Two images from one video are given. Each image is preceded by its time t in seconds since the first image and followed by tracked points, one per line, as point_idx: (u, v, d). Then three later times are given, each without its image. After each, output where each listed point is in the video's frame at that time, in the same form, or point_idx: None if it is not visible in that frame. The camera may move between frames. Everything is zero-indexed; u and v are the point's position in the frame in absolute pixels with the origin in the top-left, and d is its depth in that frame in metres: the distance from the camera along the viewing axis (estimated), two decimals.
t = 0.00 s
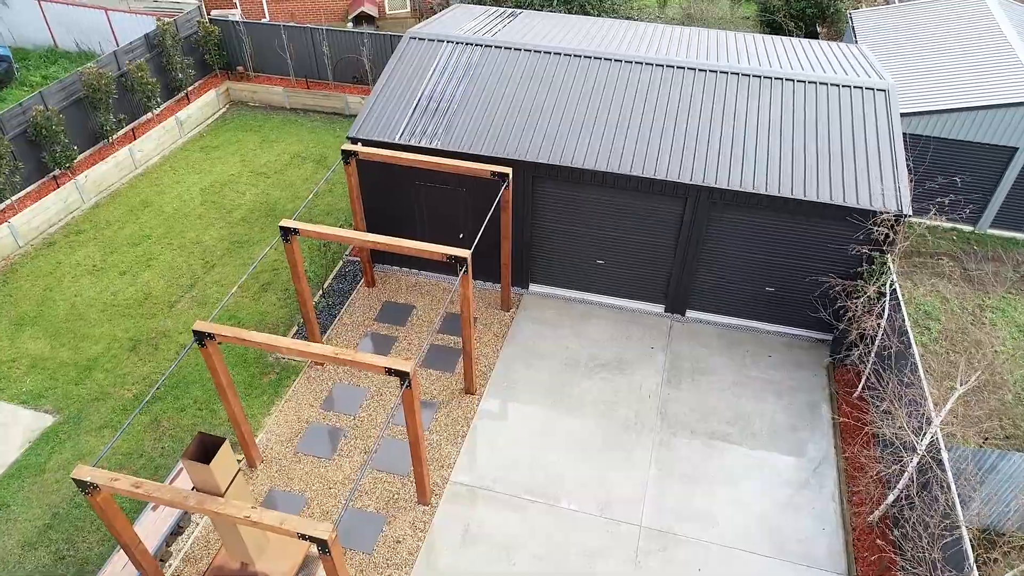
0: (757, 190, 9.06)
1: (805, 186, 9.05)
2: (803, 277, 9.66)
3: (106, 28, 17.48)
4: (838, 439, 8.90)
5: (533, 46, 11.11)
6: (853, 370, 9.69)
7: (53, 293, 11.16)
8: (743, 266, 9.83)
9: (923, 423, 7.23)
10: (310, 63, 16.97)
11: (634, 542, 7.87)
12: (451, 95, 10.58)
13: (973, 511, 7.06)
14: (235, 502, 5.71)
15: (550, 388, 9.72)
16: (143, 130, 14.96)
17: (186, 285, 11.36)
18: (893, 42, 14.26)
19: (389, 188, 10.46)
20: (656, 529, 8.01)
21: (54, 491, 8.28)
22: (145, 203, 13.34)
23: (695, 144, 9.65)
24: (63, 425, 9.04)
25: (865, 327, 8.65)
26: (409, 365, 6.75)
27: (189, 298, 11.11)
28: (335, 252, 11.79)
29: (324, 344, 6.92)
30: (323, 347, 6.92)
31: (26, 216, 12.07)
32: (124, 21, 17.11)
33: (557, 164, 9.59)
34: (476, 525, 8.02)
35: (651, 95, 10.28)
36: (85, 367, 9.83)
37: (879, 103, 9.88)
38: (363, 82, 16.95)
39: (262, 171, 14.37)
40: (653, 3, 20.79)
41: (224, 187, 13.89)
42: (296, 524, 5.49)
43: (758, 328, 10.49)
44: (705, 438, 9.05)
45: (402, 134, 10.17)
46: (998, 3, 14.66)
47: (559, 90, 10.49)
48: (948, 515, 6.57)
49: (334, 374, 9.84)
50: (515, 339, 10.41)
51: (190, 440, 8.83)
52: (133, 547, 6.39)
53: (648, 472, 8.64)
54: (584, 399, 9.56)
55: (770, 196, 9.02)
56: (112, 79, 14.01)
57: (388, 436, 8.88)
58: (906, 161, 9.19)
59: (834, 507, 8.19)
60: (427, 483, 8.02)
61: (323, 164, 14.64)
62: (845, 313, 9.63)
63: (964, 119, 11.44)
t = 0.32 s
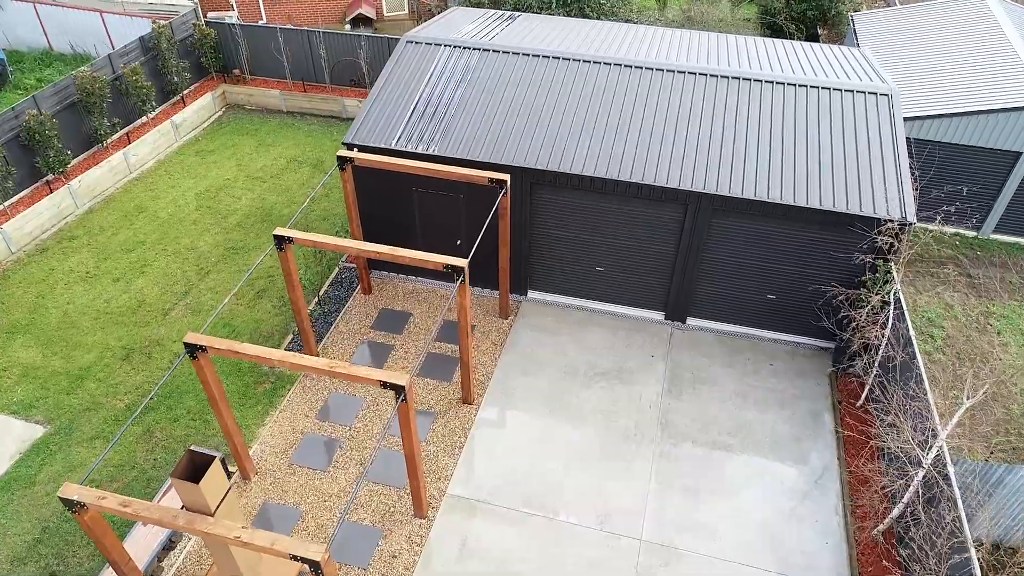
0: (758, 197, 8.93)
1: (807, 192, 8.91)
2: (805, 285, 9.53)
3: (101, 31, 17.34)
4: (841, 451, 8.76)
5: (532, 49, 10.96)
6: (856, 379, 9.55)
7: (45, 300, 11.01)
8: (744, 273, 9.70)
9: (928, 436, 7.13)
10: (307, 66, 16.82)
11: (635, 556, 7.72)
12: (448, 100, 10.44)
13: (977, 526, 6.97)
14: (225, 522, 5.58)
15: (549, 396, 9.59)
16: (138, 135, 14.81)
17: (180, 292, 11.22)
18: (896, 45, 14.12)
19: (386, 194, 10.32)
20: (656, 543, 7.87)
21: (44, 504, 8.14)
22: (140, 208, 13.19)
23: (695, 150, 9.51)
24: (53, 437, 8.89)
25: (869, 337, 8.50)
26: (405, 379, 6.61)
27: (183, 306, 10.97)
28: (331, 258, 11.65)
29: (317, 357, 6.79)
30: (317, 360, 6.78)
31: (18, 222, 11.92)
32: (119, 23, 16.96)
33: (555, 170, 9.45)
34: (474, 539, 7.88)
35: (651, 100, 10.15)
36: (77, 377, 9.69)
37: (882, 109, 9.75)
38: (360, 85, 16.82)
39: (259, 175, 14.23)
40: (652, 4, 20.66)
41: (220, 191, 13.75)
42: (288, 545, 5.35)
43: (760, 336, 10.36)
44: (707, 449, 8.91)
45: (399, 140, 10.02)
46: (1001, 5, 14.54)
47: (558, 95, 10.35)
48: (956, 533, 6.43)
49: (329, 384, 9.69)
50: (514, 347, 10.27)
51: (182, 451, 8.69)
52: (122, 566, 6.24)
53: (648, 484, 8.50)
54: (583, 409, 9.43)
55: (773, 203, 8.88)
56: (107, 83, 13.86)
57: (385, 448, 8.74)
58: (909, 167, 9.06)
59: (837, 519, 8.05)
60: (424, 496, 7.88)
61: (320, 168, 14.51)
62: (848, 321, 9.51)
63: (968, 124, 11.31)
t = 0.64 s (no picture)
0: (761, 206, 8.79)
1: (811, 201, 8.77)
2: (808, 294, 9.39)
3: (97, 34, 17.21)
4: (845, 463, 8.63)
5: (530, 55, 10.81)
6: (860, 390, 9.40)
7: (38, 309, 10.86)
8: (747, 282, 9.55)
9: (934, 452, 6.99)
10: (304, 70, 16.68)
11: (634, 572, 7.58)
12: (446, 106, 10.29)
13: (983, 543, 6.84)
14: (215, 546, 5.44)
15: (548, 408, 9.45)
16: (133, 140, 14.66)
17: (175, 301, 11.07)
18: (898, 49, 13.98)
19: (382, 202, 10.18)
20: (657, 559, 7.72)
21: (34, 520, 7.99)
22: (134, 214, 13.05)
23: (696, 158, 9.37)
24: (44, 450, 8.75)
25: (873, 349, 8.36)
26: (400, 395, 6.47)
27: (177, 314, 10.82)
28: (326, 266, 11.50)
29: (311, 373, 6.64)
30: (311, 376, 6.63)
31: (10, 229, 11.77)
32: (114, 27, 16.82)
33: (554, 178, 9.31)
34: (471, 554, 7.74)
35: (652, 106, 10.00)
36: (68, 388, 9.54)
37: (886, 115, 9.62)
38: (358, 89, 16.67)
39: (255, 181, 14.09)
40: (652, 7, 20.52)
41: (216, 197, 13.61)
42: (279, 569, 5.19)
43: (762, 345, 10.22)
44: (708, 461, 8.76)
45: (395, 147, 9.87)
46: (1004, 9, 14.43)
47: (557, 101, 10.20)
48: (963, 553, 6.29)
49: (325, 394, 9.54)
50: (512, 357, 10.13)
51: (175, 465, 8.54)
52: None
53: (648, 498, 8.36)
54: (582, 421, 9.28)
55: (776, 212, 8.74)
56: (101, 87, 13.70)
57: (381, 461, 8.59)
58: (914, 176, 8.93)
59: (840, 534, 7.91)
60: (420, 512, 7.72)
61: (317, 173, 14.37)
62: (851, 332, 9.37)
63: (974, 130, 11.17)
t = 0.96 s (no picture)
0: (764, 215, 8.64)
1: (815, 211, 8.62)
2: (811, 304, 9.24)
3: (93, 37, 17.06)
4: (849, 477, 8.48)
5: (529, 60, 10.66)
6: (864, 402, 9.25)
7: (29, 318, 10.72)
8: (749, 292, 9.41)
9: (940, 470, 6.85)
10: (301, 74, 16.53)
11: None
12: (443, 112, 10.14)
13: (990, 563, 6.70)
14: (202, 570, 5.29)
15: (547, 420, 9.29)
16: (128, 145, 14.51)
17: (169, 310, 10.92)
18: (901, 53, 13.84)
19: (379, 210, 10.04)
20: None
21: (22, 536, 7.83)
22: (129, 221, 12.91)
23: (697, 165, 9.23)
24: (34, 463, 8.59)
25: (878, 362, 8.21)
26: (395, 412, 6.32)
27: (171, 323, 10.67)
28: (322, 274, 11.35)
29: (304, 390, 6.48)
30: (303, 393, 6.48)
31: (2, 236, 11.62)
32: (110, 30, 16.69)
33: (554, 187, 9.16)
34: (468, 571, 7.59)
35: (653, 113, 9.86)
36: (60, 400, 9.39)
37: (890, 121, 9.48)
38: (355, 93, 16.53)
39: (251, 186, 13.95)
40: (652, 9, 20.37)
41: (212, 203, 13.47)
42: None
43: (764, 355, 10.07)
44: (710, 475, 8.62)
45: (392, 154, 9.72)
46: (1007, 12, 14.30)
47: (556, 107, 10.05)
48: None
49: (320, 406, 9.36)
50: (510, 368, 9.97)
51: (168, 479, 8.39)
52: None
53: (649, 513, 8.21)
54: (582, 433, 9.13)
55: (779, 221, 8.60)
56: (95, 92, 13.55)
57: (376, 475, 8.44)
58: (919, 184, 8.78)
59: (844, 551, 7.76)
60: (416, 528, 7.57)
61: (314, 178, 14.23)
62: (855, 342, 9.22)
63: (978, 136, 11.02)
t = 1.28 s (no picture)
0: (766, 226, 8.51)
1: (817, 221, 8.49)
2: (814, 315, 9.10)
3: (88, 41, 16.92)
4: (852, 492, 8.33)
5: (528, 66, 10.52)
6: (868, 415, 9.10)
7: (21, 328, 10.57)
8: (751, 303, 9.27)
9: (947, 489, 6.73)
10: (298, 78, 16.39)
11: None
12: (440, 120, 10.00)
13: None
14: None
15: (546, 433, 9.15)
16: (123, 150, 14.37)
17: (163, 319, 10.77)
18: (904, 57, 13.70)
19: (375, 219, 9.89)
20: None
21: (11, 554, 7.68)
22: (123, 228, 12.77)
23: (698, 174, 9.09)
24: (24, 478, 8.45)
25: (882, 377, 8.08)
26: (390, 432, 6.16)
27: (165, 333, 10.52)
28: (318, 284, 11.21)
29: (296, 408, 6.34)
30: (296, 412, 6.34)
31: None
32: (106, 34, 16.56)
33: (552, 196, 9.02)
34: None
35: (653, 120, 9.72)
36: (51, 413, 9.24)
37: (894, 129, 9.34)
38: (352, 98, 16.39)
39: (247, 193, 13.80)
40: (652, 13, 20.26)
41: (207, 210, 13.32)
42: None
43: (765, 366, 9.94)
44: (711, 491, 8.47)
45: (389, 163, 9.58)
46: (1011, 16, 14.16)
47: (555, 114, 9.91)
48: None
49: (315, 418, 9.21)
50: (509, 379, 9.83)
51: (160, 495, 8.25)
52: None
53: (649, 530, 8.07)
54: (581, 447, 8.98)
55: (781, 232, 8.46)
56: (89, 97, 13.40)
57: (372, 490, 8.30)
58: (924, 194, 8.64)
59: (848, 569, 7.61)
60: (412, 546, 7.40)
61: (311, 184, 14.09)
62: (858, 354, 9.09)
63: (983, 143, 10.88)
